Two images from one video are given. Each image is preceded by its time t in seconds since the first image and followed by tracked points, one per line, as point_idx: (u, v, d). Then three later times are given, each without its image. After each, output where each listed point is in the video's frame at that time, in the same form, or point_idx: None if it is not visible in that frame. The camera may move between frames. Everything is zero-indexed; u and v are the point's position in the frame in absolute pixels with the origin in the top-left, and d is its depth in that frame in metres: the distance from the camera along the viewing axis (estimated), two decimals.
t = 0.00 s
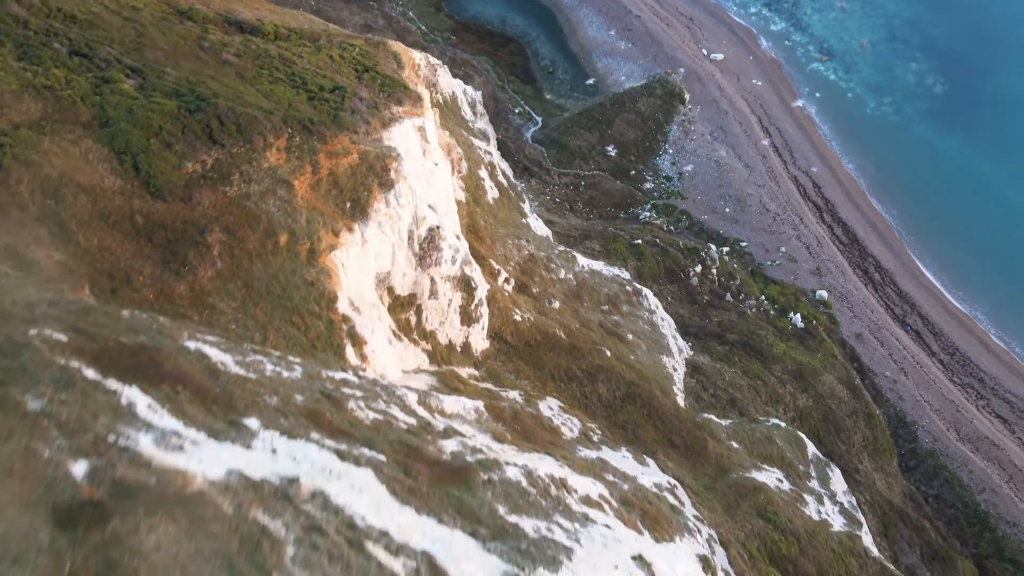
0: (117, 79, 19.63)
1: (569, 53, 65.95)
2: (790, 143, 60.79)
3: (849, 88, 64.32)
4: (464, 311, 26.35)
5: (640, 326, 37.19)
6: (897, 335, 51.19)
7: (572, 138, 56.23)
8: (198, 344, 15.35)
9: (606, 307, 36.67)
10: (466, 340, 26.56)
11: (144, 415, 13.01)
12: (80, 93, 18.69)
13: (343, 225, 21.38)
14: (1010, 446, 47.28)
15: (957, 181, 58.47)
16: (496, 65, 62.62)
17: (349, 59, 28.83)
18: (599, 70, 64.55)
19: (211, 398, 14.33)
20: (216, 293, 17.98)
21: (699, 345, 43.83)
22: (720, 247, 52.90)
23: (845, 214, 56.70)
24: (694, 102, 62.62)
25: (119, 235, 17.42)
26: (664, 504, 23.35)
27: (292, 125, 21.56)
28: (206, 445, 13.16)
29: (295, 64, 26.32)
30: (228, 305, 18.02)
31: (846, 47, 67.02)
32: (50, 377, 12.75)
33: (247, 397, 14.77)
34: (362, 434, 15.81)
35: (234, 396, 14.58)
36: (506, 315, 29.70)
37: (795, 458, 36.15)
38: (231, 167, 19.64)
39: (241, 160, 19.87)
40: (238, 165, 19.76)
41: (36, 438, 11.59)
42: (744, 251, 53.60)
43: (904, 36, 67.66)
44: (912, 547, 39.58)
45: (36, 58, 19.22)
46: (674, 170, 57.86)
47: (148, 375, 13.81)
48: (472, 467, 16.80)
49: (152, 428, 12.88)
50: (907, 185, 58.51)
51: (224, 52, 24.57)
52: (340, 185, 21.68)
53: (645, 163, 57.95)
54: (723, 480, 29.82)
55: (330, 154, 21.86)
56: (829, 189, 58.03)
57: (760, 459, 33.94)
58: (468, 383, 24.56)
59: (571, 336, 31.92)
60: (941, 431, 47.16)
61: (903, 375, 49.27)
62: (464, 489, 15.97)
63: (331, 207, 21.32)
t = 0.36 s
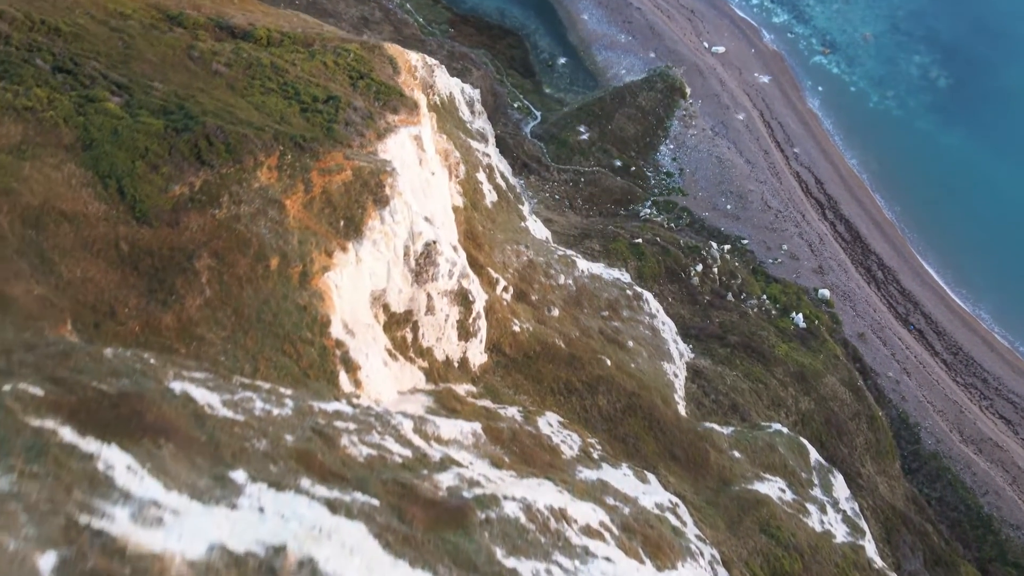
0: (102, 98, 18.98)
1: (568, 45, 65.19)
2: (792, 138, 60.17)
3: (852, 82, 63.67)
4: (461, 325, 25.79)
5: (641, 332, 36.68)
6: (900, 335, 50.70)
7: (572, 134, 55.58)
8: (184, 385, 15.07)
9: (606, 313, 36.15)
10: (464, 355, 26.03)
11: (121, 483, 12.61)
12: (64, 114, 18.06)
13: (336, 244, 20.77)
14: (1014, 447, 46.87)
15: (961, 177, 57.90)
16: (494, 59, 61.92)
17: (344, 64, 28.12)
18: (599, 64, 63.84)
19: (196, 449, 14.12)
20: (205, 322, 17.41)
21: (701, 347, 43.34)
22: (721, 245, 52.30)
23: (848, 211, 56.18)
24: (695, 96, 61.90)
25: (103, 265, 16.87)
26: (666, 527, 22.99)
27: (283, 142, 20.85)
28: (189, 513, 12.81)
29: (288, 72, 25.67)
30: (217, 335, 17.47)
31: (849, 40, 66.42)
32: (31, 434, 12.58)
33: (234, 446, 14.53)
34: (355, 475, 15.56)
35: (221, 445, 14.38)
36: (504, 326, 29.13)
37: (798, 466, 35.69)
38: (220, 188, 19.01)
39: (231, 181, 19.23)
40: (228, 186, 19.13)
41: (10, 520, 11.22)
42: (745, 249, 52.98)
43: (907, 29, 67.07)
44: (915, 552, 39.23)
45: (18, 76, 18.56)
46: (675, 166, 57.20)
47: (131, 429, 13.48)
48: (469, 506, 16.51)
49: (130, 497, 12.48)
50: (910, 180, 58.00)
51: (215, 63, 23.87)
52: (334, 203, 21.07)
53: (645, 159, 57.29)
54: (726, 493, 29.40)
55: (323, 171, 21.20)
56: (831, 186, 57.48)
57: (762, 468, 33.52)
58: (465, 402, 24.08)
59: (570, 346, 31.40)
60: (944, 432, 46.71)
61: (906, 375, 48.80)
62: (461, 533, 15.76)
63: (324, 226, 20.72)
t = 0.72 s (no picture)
0: (87, 121, 18.36)
1: (568, 41, 64.64)
2: (794, 136, 59.57)
3: (855, 77, 63.14)
4: (458, 343, 25.24)
5: (641, 340, 36.21)
6: (903, 336, 50.17)
7: (571, 132, 54.98)
8: (170, 435, 14.75)
9: (607, 321, 35.65)
10: (461, 374, 25.49)
11: (97, 560, 12.20)
12: (47, 139, 17.47)
13: (330, 269, 20.20)
14: (1018, 451, 46.33)
15: (965, 175, 57.40)
16: (492, 55, 61.41)
17: (338, 74, 27.46)
18: (599, 59, 63.24)
19: (181, 507, 13.71)
20: (193, 357, 16.86)
21: (702, 352, 42.85)
22: (722, 245, 51.72)
23: (850, 210, 55.69)
24: (696, 93, 61.27)
25: (87, 299, 16.33)
26: (668, 555, 22.61)
27: (275, 163, 20.18)
28: None
29: (281, 84, 25.08)
30: (206, 370, 16.93)
31: (852, 34, 65.97)
32: (4, 506, 12.31)
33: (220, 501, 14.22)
34: (348, 522, 15.31)
35: (207, 501, 14.05)
36: (503, 341, 28.58)
37: (801, 477, 35.23)
38: (209, 215, 18.41)
39: (220, 206, 18.62)
40: (217, 212, 18.53)
41: None
42: (746, 249, 52.36)
43: (911, 24, 66.68)
44: (917, 561, 38.84)
45: None
46: (676, 164, 56.56)
47: (107, 492, 13.16)
48: (467, 551, 16.12)
49: None
50: (913, 178, 57.47)
51: (205, 76, 23.23)
52: (327, 225, 20.50)
53: (646, 157, 56.65)
54: (729, 510, 28.96)
55: (315, 193, 20.54)
56: (834, 184, 56.97)
57: (765, 480, 33.06)
58: (463, 424, 23.58)
59: (570, 359, 30.88)
60: (947, 436, 46.15)
61: (909, 378, 48.28)
62: None
63: (317, 249, 20.15)
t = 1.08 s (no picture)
0: (72, 149, 17.80)
1: (567, 38, 64.10)
2: (796, 135, 59.03)
3: (858, 75, 62.83)
4: (456, 365, 24.71)
5: (642, 351, 35.75)
6: (906, 341, 49.67)
7: (571, 132, 54.37)
8: (156, 491, 14.19)
9: (608, 332, 35.15)
10: (460, 396, 24.97)
11: None
12: (30, 170, 16.89)
13: (324, 297, 19.66)
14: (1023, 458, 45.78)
15: (969, 175, 56.98)
16: (492, 53, 60.89)
17: (333, 87, 26.90)
18: (599, 57, 62.65)
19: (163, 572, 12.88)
20: (182, 397, 16.31)
21: (704, 359, 42.37)
22: (724, 247, 51.14)
23: (853, 211, 55.18)
24: (697, 92, 60.69)
25: (71, 339, 15.76)
26: None
27: (267, 189, 19.58)
28: None
29: (274, 99, 24.51)
30: (195, 411, 16.36)
31: (854, 31, 65.87)
32: None
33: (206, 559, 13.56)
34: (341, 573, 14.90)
35: (191, 564, 13.27)
36: (502, 357, 28.11)
37: (804, 490, 34.74)
38: (199, 245, 17.86)
39: (210, 236, 18.07)
40: (207, 242, 17.98)
41: None
42: (748, 251, 51.77)
43: (915, 22, 66.50)
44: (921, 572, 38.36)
45: None
46: (677, 165, 55.94)
47: (90, 564, 12.29)
48: None
49: None
50: (917, 178, 57.07)
51: (196, 94, 22.65)
52: (321, 251, 19.95)
53: (646, 157, 56.05)
54: (731, 529, 28.53)
55: (309, 218, 19.92)
56: (836, 184, 56.45)
57: (767, 495, 32.61)
58: (461, 449, 23.07)
59: (570, 374, 30.33)
60: (951, 443, 45.50)
61: (913, 384, 47.73)
62: None
63: (311, 276, 19.61)
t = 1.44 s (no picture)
0: (60, 180, 17.27)
1: (570, 36, 63.42)
2: (801, 137, 58.43)
3: (864, 76, 62.30)
4: (457, 389, 24.18)
5: (646, 364, 35.28)
6: (912, 347, 49.15)
7: (574, 133, 53.72)
8: (142, 551, 13.79)
9: (610, 345, 34.66)
10: (459, 420, 24.46)
11: None
12: (15, 203, 16.33)
13: (320, 327, 19.12)
14: None
15: (976, 177, 56.44)
16: (493, 52, 60.24)
17: (331, 101, 26.33)
18: (602, 56, 61.97)
19: None
20: (172, 440, 15.79)
21: (707, 369, 41.86)
22: (729, 252, 50.52)
23: (859, 215, 54.62)
24: (701, 92, 60.05)
25: (57, 381, 15.20)
26: None
27: (262, 216, 19.09)
28: None
29: (270, 116, 23.95)
30: (186, 454, 15.83)
31: (861, 31, 65.43)
32: None
33: None
34: None
35: None
36: (503, 377, 27.67)
37: (809, 505, 34.28)
38: (191, 278, 17.32)
39: (202, 267, 17.53)
40: (199, 274, 17.43)
41: None
42: (753, 256, 51.13)
43: (922, 21, 66.03)
44: None
45: None
46: (681, 167, 55.31)
47: None
48: None
49: None
50: (924, 180, 56.56)
51: (189, 113, 22.07)
52: (318, 280, 19.42)
53: (650, 159, 55.40)
54: (737, 551, 28.14)
55: (305, 247, 19.39)
56: (842, 187, 55.88)
57: (772, 513, 32.20)
58: (461, 477, 22.61)
59: (572, 392, 29.80)
60: (957, 452, 44.97)
61: (919, 392, 47.18)
62: None
63: (307, 306, 19.08)
